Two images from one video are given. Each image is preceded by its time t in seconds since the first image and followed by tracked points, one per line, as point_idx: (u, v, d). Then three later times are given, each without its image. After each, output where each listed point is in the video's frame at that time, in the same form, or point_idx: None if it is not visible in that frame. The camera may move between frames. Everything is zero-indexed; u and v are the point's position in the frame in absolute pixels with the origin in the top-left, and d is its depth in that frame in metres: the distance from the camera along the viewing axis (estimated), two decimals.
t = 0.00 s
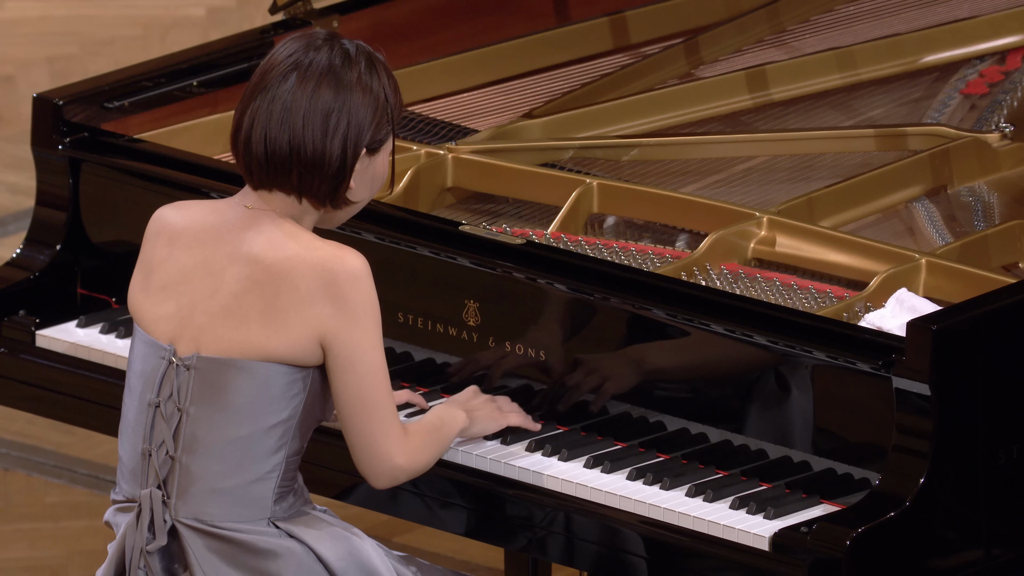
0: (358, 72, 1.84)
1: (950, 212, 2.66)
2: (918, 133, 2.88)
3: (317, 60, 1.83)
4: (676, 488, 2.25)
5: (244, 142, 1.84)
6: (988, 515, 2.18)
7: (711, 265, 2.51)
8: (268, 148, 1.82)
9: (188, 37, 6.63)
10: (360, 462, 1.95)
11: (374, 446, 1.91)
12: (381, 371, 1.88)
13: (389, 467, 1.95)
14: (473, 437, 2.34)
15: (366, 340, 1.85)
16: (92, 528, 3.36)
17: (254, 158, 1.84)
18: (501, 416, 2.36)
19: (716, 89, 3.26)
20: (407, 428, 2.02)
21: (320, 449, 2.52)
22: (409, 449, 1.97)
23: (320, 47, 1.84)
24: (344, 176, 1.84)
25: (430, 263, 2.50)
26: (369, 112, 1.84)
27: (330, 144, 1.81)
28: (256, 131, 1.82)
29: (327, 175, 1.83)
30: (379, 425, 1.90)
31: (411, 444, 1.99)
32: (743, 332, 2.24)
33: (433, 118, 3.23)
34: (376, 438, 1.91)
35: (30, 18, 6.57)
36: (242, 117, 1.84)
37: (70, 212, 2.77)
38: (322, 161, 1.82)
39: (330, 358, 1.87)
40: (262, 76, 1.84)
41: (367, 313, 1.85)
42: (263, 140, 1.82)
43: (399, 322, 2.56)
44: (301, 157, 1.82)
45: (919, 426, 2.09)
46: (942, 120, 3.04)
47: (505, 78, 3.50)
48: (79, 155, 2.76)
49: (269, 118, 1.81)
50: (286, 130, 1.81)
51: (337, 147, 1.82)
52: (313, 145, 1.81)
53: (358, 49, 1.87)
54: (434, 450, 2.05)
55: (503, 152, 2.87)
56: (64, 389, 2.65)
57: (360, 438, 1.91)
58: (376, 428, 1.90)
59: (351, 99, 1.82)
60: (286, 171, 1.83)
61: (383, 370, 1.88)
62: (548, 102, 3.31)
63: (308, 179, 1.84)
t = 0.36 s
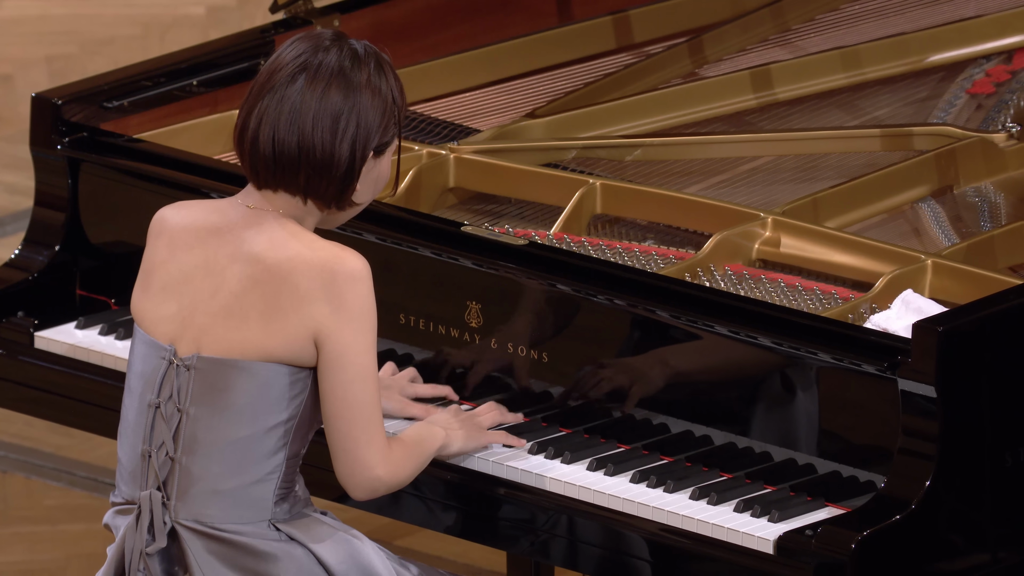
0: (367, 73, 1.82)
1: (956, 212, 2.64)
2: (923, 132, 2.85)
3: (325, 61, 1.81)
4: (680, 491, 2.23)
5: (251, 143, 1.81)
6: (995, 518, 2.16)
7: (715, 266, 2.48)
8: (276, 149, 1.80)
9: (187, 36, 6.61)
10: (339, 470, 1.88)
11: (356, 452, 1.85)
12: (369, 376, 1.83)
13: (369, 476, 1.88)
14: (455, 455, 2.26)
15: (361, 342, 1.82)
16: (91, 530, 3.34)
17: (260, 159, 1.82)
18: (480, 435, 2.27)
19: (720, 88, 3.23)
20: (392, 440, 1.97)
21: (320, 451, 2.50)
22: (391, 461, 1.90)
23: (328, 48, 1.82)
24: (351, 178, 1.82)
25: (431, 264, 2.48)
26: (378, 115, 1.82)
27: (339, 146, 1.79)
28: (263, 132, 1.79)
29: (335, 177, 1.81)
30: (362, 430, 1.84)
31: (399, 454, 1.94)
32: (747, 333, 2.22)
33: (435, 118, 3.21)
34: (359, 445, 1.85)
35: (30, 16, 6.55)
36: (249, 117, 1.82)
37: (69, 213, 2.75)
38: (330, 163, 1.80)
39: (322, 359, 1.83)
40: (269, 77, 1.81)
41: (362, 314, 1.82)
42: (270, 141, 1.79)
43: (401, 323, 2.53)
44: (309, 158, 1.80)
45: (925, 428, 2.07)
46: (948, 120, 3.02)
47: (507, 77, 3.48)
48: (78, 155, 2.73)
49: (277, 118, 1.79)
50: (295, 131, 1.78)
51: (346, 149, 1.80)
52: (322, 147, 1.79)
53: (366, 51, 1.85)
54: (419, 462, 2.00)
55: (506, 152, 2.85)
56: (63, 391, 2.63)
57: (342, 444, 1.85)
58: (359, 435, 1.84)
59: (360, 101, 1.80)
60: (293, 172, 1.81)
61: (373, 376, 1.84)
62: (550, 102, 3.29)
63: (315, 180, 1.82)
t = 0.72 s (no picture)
0: (371, 71, 1.80)
1: (962, 213, 2.62)
2: (930, 132, 2.83)
3: (328, 59, 1.79)
4: (684, 494, 2.22)
5: (252, 141, 1.79)
6: (1001, 522, 2.14)
7: (718, 267, 2.46)
8: (278, 147, 1.78)
9: (186, 35, 6.59)
10: (342, 471, 1.85)
11: (359, 454, 1.83)
12: (371, 377, 1.81)
13: (370, 479, 1.85)
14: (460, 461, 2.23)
15: (361, 342, 1.80)
16: (89, 534, 3.32)
17: (262, 157, 1.80)
18: (484, 442, 2.25)
19: (724, 87, 3.21)
20: (397, 444, 1.94)
21: (320, 454, 2.49)
22: (395, 464, 1.88)
23: (331, 46, 1.81)
24: (354, 177, 1.81)
25: (433, 265, 2.46)
26: (381, 113, 1.80)
27: (341, 145, 1.78)
28: (265, 130, 1.77)
29: (337, 176, 1.79)
30: (364, 432, 1.82)
31: (406, 457, 1.93)
32: (752, 335, 2.20)
33: (437, 118, 3.18)
34: (362, 446, 1.82)
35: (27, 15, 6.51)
36: (250, 115, 1.80)
37: (67, 213, 2.73)
38: (333, 161, 1.78)
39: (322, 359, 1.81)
40: (271, 75, 1.80)
41: (363, 315, 1.80)
42: (272, 139, 1.77)
43: (403, 324, 2.50)
44: (311, 156, 1.78)
45: (930, 431, 2.05)
46: (954, 120, 2.99)
47: (509, 76, 3.47)
48: (76, 155, 2.72)
49: (279, 116, 1.77)
50: (297, 128, 1.76)
51: (349, 147, 1.78)
52: (324, 145, 1.77)
53: (369, 49, 1.83)
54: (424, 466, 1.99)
55: (508, 153, 2.84)
56: (62, 393, 2.62)
57: (344, 445, 1.82)
58: (361, 436, 1.82)
59: (363, 99, 1.78)
60: (295, 170, 1.79)
61: (375, 377, 1.82)
62: (552, 101, 3.27)
63: (317, 179, 1.80)
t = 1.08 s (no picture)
0: (365, 68, 1.79)
1: (967, 214, 2.60)
2: (934, 132, 2.80)
3: (322, 55, 1.77)
4: (686, 496, 2.20)
5: (245, 137, 1.78)
6: (1007, 525, 2.12)
7: (722, 267, 2.44)
8: (271, 143, 1.76)
9: (185, 34, 6.57)
10: (341, 464, 1.83)
11: (357, 446, 1.80)
12: (370, 369, 1.78)
13: (369, 471, 1.82)
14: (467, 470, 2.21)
15: (358, 332, 1.77)
16: (87, 537, 3.30)
17: (255, 153, 1.78)
18: (494, 450, 2.22)
19: (728, 87, 3.19)
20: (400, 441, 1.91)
21: (320, 456, 2.47)
22: (395, 458, 1.85)
23: (324, 42, 1.79)
24: (348, 173, 1.79)
25: (434, 265, 2.44)
26: (375, 110, 1.78)
27: (335, 140, 1.76)
28: (258, 126, 1.76)
29: (331, 172, 1.77)
30: (362, 423, 1.79)
31: (407, 456, 1.90)
32: (755, 337, 2.19)
33: (437, 118, 3.16)
34: (360, 438, 1.80)
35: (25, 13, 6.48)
36: (243, 111, 1.78)
37: (65, 213, 2.71)
38: (326, 158, 1.76)
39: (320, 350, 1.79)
40: (264, 71, 1.78)
41: (361, 307, 1.77)
42: (266, 135, 1.76)
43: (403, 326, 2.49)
44: (305, 153, 1.76)
45: (934, 433, 2.03)
46: (959, 119, 2.97)
47: (510, 75, 3.45)
48: (75, 155, 2.70)
49: (272, 112, 1.75)
50: (291, 124, 1.75)
51: (342, 143, 1.76)
52: (318, 141, 1.75)
53: (363, 45, 1.81)
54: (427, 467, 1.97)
55: (509, 152, 2.81)
56: (60, 395, 2.60)
57: (342, 437, 1.80)
58: (359, 428, 1.79)
59: (357, 95, 1.76)
60: (289, 166, 1.78)
61: (373, 370, 1.79)
62: (554, 100, 3.25)
63: (311, 175, 1.78)
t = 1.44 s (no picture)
0: (360, 65, 1.77)
1: (973, 215, 2.58)
2: (939, 132, 2.79)
3: (317, 52, 1.75)
4: (689, 499, 2.17)
5: (241, 135, 1.75)
6: (1013, 528, 2.10)
7: (725, 269, 2.42)
8: (269, 141, 1.74)
9: (184, 33, 6.55)
10: (340, 458, 1.79)
11: (356, 440, 1.76)
12: (370, 361, 1.75)
13: (370, 466, 1.78)
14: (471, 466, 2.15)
15: (359, 326, 1.75)
16: (84, 541, 3.28)
17: (253, 151, 1.76)
18: (497, 445, 2.16)
19: (731, 86, 3.17)
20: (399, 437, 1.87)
21: (319, 459, 2.44)
22: (395, 454, 1.81)
23: (319, 40, 1.77)
24: (346, 170, 1.77)
25: (434, 266, 2.41)
26: (372, 106, 1.76)
27: (333, 137, 1.74)
28: (254, 123, 1.73)
29: (329, 169, 1.75)
30: (363, 417, 1.75)
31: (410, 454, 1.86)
32: (759, 338, 2.16)
33: (438, 118, 3.14)
34: (360, 432, 1.76)
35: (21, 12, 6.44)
36: (238, 109, 1.76)
37: (63, 213, 2.69)
38: (324, 155, 1.74)
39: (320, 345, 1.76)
40: (258, 69, 1.76)
41: (362, 299, 1.75)
42: (263, 132, 1.74)
43: (403, 327, 2.47)
44: (303, 150, 1.74)
45: (940, 435, 2.01)
46: (965, 119, 2.95)
47: (512, 74, 3.43)
48: (72, 154, 2.68)
49: (268, 110, 1.73)
50: (289, 122, 1.73)
51: (340, 140, 1.74)
52: (316, 138, 1.73)
53: (358, 42, 1.79)
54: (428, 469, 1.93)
55: (511, 152, 2.79)
56: (57, 397, 2.58)
57: (342, 430, 1.76)
58: (359, 421, 1.76)
59: (354, 92, 1.75)
60: (287, 163, 1.75)
61: (374, 362, 1.76)
62: (556, 99, 3.22)
63: (309, 172, 1.76)
